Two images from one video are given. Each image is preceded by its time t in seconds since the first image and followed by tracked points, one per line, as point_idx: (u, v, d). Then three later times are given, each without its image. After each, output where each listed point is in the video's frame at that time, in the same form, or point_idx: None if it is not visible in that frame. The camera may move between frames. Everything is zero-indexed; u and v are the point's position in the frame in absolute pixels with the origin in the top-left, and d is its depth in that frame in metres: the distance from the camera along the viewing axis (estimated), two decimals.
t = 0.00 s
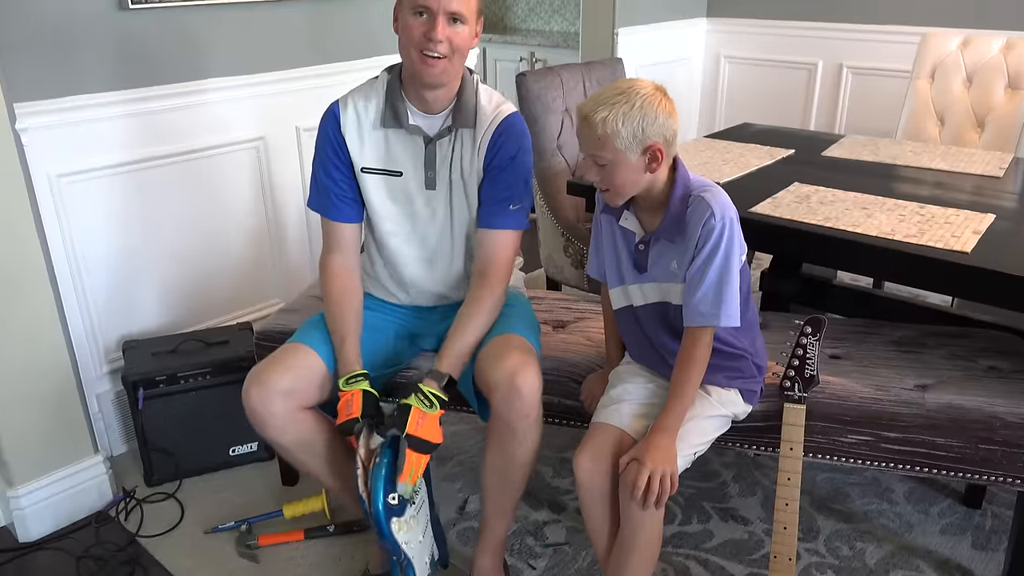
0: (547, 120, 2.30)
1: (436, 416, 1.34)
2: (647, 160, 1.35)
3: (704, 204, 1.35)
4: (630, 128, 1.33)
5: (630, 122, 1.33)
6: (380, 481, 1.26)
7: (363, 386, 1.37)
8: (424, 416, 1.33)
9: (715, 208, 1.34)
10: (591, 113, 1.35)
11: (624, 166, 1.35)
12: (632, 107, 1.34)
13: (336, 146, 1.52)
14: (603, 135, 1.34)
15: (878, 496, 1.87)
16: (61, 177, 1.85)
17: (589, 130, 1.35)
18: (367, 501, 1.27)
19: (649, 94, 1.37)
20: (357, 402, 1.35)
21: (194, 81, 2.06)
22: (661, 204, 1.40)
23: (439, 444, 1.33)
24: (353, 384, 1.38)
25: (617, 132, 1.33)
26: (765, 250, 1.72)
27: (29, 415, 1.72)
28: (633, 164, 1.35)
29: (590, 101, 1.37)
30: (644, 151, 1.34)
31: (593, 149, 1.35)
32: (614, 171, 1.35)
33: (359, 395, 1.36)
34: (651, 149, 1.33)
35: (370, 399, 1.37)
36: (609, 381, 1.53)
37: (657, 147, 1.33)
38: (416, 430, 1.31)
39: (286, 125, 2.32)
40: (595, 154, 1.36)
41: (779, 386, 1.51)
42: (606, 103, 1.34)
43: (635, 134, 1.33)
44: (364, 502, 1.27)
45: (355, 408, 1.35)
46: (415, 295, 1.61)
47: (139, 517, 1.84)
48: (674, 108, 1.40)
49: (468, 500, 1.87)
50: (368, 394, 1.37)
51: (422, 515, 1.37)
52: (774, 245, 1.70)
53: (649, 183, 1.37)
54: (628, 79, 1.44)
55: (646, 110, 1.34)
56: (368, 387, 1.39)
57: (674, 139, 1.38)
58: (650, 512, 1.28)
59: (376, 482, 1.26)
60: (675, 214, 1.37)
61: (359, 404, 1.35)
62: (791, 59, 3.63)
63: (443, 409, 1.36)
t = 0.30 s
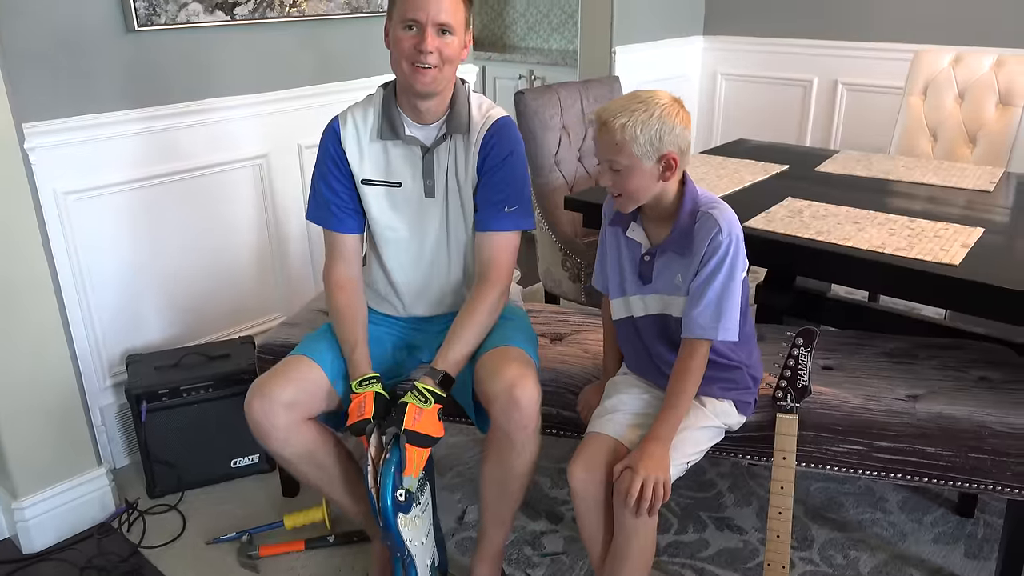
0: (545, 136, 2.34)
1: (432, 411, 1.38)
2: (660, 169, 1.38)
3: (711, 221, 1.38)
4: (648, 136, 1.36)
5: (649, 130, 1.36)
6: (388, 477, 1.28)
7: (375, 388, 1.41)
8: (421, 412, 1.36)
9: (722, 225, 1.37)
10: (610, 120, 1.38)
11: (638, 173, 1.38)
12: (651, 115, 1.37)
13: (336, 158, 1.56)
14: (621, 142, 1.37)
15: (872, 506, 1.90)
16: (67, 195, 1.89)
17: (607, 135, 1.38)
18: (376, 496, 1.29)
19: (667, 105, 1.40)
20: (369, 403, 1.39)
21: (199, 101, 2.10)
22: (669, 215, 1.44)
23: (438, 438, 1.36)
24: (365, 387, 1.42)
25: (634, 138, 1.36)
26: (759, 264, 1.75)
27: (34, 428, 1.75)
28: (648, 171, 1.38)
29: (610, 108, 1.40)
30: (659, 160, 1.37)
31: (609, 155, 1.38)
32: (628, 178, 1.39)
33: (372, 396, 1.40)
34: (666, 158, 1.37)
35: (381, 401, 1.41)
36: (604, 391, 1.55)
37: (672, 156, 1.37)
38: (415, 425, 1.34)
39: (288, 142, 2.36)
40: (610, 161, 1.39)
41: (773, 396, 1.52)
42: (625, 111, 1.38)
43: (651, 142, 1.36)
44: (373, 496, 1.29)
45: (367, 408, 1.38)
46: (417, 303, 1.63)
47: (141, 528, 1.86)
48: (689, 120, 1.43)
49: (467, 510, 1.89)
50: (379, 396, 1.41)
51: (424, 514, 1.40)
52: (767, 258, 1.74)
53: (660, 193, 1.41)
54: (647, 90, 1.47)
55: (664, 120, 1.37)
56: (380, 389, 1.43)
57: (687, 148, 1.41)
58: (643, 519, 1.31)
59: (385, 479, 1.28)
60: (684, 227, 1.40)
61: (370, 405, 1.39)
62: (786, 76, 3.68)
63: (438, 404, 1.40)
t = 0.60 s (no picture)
0: (541, 134, 2.38)
1: (442, 394, 1.42)
2: (679, 158, 1.41)
3: (721, 220, 1.41)
4: (671, 126, 1.39)
5: (671, 120, 1.39)
6: (402, 453, 1.31)
7: (387, 373, 1.46)
8: (432, 395, 1.41)
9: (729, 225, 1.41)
10: (636, 106, 1.40)
11: (657, 161, 1.40)
12: (674, 105, 1.40)
13: (341, 152, 1.60)
14: (644, 128, 1.39)
15: (859, 496, 1.94)
16: (72, 192, 1.92)
17: (630, 121, 1.41)
18: (388, 472, 1.33)
19: (691, 97, 1.43)
20: (381, 387, 1.43)
21: (201, 99, 2.14)
22: (680, 207, 1.47)
23: (447, 420, 1.41)
24: (377, 371, 1.46)
25: (657, 125, 1.39)
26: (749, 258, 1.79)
27: (39, 420, 1.78)
28: (667, 159, 1.40)
29: (635, 96, 1.43)
30: (678, 149, 1.40)
31: (631, 140, 1.40)
32: (647, 164, 1.41)
33: (384, 380, 1.45)
34: (686, 148, 1.40)
35: (392, 386, 1.46)
36: (599, 381, 1.59)
37: (691, 147, 1.40)
38: (426, 408, 1.38)
39: (289, 140, 2.40)
40: (631, 146, 1.41)
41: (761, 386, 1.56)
42: (651, 99, 1.40)
43: (673, 131, 1.39)
44: (386, 471, 1.32)
45: (380, 393, 1.43)
46: (418, 295, 1.67)
47: (144, 518, 1.90)
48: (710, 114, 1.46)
49: (463, 500, 1.93)
50: (390, 381, 1.46)
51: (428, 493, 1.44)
52: (757, 253, 1.78)
53: (676, 182, 1.43)
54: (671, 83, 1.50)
55: (687, 111, 1.40)
56: (391, 373, 1.48)
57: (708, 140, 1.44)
58: (637, 505, 1.35)
59: (399, 454, 1.31)
60: (693, 221, 1.44)
61: (383, 389, 1.43)
62: (780, 76, 3.73)
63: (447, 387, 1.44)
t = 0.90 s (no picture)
0: (526, 140, 2.44)
1: (444, 385, 1.46)
2: (672, 159, 1.48)
3: (710, 223, 1.48)
4: (666, 128, 1.45)
5: (667, 122, 1.45)
6: (409, 444, 1.37)
7: (392, 367, 1.49)
8: (435, 386, 1.44)
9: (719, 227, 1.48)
10: (634, 107, 1.46)
11: (652, 160, 1.46)
12: (670, 108, 1.46)
13: (339, 153, 1.65)
14: (641, 128, 1.45)
15: (836, 488, 2.01)
16: (65, 196, 1.96)
17: (628, 122, 1.46)
18: (395, 461, 1.40)
19: (684, 101, 1.50)
20: (386, 380, 1.46)
21: (191, 104, 2.18)
22: (671, 206, 1.53)
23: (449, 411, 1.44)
24: (382, 366, 1.50)
25: (654, 127, 1.45)
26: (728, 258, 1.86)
27: (35, 420, 1.81)
28: (662, 159, 1.47)
29: (631, 98, 1.49)
30: (673, 149, 1.47)
31: (629, 139, 1.46)
32: (643, 163, 1.47)
33: (389, 374, 1.48)
34: (679, 148, 1.47)
35: (396, 380, 1.49)
36: (586, 377, 1.64)
37: (684, 148, 1.47)
38: (430, 399, 1.42)
39: (278, 145, 2.44)
40: (628, 146, 1.47)
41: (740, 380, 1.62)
42: (648, 101, 1.46)
43: (668, 133, 1.45)
44: (395, 460, 1.40)
45: (385, 386, 1.46)
46: (415, 292, 1.72)
47: (138, 515, 1.93)
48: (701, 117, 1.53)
49: (453, 496, 1.98)
50: (395, 375, 1.49)
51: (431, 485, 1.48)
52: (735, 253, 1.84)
53: (668, 181, 1.50)
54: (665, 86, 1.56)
55: (682, 114, 1.46)
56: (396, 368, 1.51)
57: (699, 141, 1.51)
58: (631, 492, 1.40)
59: (406, 445, 1.37)
60: (683, 221, 1.50)
61: (388, 382, 1.46)
62: (758, 83, 3.82)
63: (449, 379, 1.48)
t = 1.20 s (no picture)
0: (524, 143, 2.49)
1: (454, 388, 1.49)
2: (673, 158, 1.52)
3: (710, 220, 1.53)
4: (667, 128, 1.50)
5: (668, 122, 1.50)
6: (419, 448, 1.39)
7: (402, 370, 1.52)
8: (444, 390, 1.48)
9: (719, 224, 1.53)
10: (635, 109, 1.51)
11: (654, 160, 1.51)
12: (670, 109, 1.50)
13: (352, 156, 1.67)
14: (642, 129, 1.49)
15: (833, 481, 2.05)
16: (73, 201, 2.00)
17: (630, 122, 1.51)
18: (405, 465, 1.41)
19: (682, 101, 1.54)
20: (396, 384, 1.49)
21: (195, 110, 2.22)
22: (670, 204, 1.57)
23: (459, 413, 1.49)
24: (392, 369, 1.52)
25: (654, 127, 1.49)
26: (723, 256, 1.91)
27: (46, 421, 1.84)
28: (662, 158, 1.51)
29: (632, 99, 1.53)
30: (673, 149, 1.51)
31: (630, 140, 1.50)
32: (644, 163, 1.51)
33: (399, 377, 1.51)
34: (679, 147, 1.51)
35: (406, 382, 1.52)
36: (587, 373, 1.68)
37: (684, 147, 1.51)
38: (439, 403, 1.46)
39: (281, 150, 2.48)
40: (630, 146, 1.51)
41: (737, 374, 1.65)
42: (649, 103, 1.51)
43: (669, 132, 1.50)
44: (407, 463, 1.41)
45: (395, 389, 1.49)
46: (422, 293, 1.76)
47: (147, 515, 1.96)
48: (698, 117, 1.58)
49: (457, 493, 2.01)
50: (405, 378, 1.52)
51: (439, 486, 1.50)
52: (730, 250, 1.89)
53: (669, 180, 1.54)
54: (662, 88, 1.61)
55: (682, 115, 1.51)
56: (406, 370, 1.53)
57: (698, 141, 1.56)
58: (633, 482, 1.44)
59: (417, 449, 1.39)
60: (683, 218, 1.54)
61: (398, 386, 1.49)
62: (751, 86, 3.87)
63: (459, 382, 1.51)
